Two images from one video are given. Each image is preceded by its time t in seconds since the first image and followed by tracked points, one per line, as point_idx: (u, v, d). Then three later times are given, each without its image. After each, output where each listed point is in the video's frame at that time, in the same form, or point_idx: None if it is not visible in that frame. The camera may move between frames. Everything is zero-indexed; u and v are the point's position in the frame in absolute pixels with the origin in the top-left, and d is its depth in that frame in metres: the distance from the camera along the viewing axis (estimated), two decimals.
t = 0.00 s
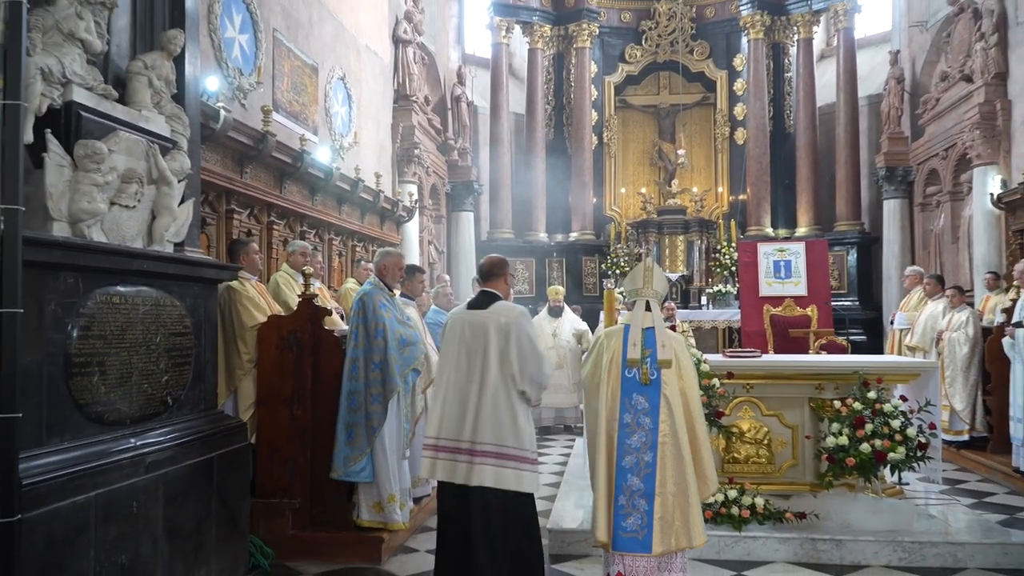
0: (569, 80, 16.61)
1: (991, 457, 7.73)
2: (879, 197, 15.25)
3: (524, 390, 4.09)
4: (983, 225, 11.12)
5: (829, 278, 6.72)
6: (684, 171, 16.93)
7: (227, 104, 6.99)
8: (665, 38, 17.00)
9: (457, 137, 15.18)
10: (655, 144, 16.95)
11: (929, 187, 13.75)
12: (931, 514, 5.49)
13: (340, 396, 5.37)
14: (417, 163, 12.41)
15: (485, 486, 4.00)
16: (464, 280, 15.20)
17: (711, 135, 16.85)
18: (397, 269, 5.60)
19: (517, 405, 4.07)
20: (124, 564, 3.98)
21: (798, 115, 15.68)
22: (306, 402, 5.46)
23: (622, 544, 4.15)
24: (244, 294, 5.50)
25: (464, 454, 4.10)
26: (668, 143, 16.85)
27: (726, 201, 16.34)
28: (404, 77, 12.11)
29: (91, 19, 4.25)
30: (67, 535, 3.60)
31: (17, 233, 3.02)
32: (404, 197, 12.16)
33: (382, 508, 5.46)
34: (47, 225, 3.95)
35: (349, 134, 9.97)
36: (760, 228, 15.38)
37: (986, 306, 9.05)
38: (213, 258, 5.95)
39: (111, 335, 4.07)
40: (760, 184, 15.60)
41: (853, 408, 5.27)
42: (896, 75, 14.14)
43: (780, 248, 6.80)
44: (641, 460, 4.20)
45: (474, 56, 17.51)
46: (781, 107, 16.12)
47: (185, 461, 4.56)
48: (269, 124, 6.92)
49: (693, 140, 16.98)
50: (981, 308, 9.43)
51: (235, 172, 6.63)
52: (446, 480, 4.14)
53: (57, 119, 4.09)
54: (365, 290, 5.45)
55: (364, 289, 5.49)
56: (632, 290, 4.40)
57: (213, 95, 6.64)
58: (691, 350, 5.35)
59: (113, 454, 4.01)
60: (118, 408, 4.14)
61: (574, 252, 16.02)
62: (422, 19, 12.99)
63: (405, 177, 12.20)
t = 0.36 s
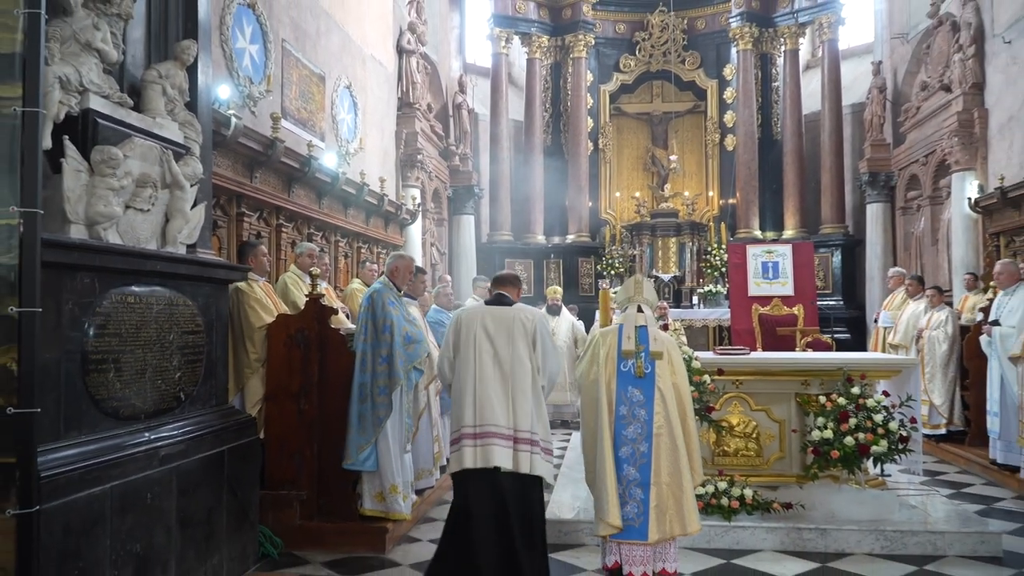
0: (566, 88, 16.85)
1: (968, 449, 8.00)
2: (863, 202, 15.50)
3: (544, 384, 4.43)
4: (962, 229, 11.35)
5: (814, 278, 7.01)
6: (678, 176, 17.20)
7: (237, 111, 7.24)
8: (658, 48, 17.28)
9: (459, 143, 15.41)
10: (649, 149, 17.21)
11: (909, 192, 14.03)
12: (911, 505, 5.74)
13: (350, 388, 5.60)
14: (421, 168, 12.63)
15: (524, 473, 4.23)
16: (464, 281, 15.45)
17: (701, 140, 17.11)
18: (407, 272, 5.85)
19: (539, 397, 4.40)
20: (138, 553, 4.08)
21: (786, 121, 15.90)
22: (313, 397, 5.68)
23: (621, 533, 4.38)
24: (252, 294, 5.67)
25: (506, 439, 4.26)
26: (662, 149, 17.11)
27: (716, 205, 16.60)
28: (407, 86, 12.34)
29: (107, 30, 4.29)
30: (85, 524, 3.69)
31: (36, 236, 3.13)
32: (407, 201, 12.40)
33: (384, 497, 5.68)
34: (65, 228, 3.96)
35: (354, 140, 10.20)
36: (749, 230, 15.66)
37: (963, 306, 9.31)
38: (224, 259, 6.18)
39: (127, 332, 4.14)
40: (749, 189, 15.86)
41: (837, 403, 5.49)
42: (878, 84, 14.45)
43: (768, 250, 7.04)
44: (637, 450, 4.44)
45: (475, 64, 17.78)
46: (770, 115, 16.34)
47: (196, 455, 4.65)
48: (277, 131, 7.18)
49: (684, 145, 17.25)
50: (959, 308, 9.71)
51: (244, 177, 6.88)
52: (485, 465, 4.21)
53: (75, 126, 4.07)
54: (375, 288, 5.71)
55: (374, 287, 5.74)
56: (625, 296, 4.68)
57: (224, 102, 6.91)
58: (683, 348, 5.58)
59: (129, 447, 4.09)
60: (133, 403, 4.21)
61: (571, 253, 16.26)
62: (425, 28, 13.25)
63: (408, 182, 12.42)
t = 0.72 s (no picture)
0: (563, 89, 16.87)
1: (962, 448, 8.05)
2: (859, 203, 15.56)
3: (540, 385, 4.45)
4: (956, 228, 11.40)
5: (809, 280, 7.10)
6: (674, 177, 17.24)
7: (236, 112, 7.27)
8: (654, 50, 17.34)
9: (455, 144, 15.42)
10: (645, 151, 17.25)
11: (904, 193, 14.08)
12: (905, 503, 5.78)
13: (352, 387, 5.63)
14: (417, 169, 12.64)
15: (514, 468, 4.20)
16: (462, 281, 15.48)
17: (698, 141, 17.15)
18: (410, 274, 5.88)
19: (534, 398, 4.40)
20: (136, 552, 4.09)
21: (781, 122, 15.93)
22: (310, 397, 5.70)
23: (617, 530, 4.41)
24: (249, 295, 5.69)
25: (499, 438, 4.26)
26: (658, 150, 17.14)
27: (712, 205, 16.66)
28: (405, 86, 12.38)
29: (105, 31, 4.32)
30: (82, 522, 3.70)
31: (33, 236, 3.15)
32: (405, 201, 12.42)
33: (382, 496, 5.74)
34: (64, 228, 3.98)
35: (352, 140, 10.22)
36: (743, 231, 15.72)
37: (957, 306, 9.37)
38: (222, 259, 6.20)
39: (125, 333, 4.16)
40: (745, 189, 15.94)
41: (832, 403, 5.53)
42: (873, 86, 14.50)
43: (763, 250, 7.13)
44: (632, 449, 4.47)
45: (472, 65, 17.81)
46: (765, 117, 16.36)
47: (194, 455, 4.67)
48: (276, 132, 7.22)
49: (681, 146, 17.30)
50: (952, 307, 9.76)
51: (243, 178, 6.90)
52: (475, 464, 4.24)
53: (73, 127, 4.08)
54: (378, 288, 5.75)
55: (377, 287, 5.79)
56: (621, 299, 4.72)
57: (223, 103, 6.94)
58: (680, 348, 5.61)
59: (127, 447, 4.10)
60: (131, 403, 4.23)
61: (568, 254, 16.30)
62: (422, 30, 13.29)
63: (406, 183, 12.44)
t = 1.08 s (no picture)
0: (560, 88, 16.87)
1: (957, 448, 8.07)
2: (854, 202, 15.59)
3: (528, 384, 4.39)
4: (951, 228, 11.42)
5: (806, 279, 7.06)
6: (670, 177, 17.26)
7: (232, 112, 7.26)
8: (650, 49, 17.34)
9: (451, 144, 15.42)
10: (641, 150, 17.27)
11: (899, 193, 14.12)
12: (900, 503, 5.79)
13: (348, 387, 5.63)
14: (414, 168, 12.64)
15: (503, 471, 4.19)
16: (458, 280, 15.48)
17: (694, 141, 17.16)
18: (404, 273, 5.87)
19: (522, 397, 4.37)
20: (132, 552, 4.09)
21: (776, 122, 15.96)
22: (307, 397, 5.69)
23: (610, 532, 4.40)
24: (245, 295, 5.69)
25: (485, 441, 4.26)
26: (654, 150, 17.17)
27: (708, 205, 16.69)
28: (401, 86, 12.38)
29: (101, 30, 4.30)
30: (77, 522, 3.69)
31: (29, 235, 3.14)
32: (401, 200, 12.42)
33: (379, 496, 5.75)
34: (59, 228, 3.96)
35: (348, 140, 10.22)
36: (739, 230, 15.75)
37: (952, 306, 9.38)
38: (217, 259, 6.19)
39: (121, 333, 4.15)
40: (741, 189, 15.97)
41: (828, 402, 5.54)
42: (868, 86, 14.54)
43: (759, 250, 7.15)
44: (627, 450, 4.47)
45: (468, 65, 17.82)
46: (760, 116, 16.38)
47: (190, 454, 4.67)
48: (272, 131, 7.21)
49: (677, 145, 17.31)
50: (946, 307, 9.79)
51: (238, 177, 6.89)
52: (463, 467, 4.26)
53: (69, 126, 4.07)
54: (373, 287, 5.74)
55: (371, 287, 5.78)
56: (618, 293, 4.72)
57: (218, 102, 6.92)
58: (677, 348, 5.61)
59: (122, 447, 4.09)
60: (126, 403, 4.22)
61: (564, 253, 16.30)
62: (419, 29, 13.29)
63: (402, 183, 12.44)
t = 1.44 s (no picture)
0: (557, 87, 16.87)
1: (954, 448, 8.06)
2: (851, 202, 15.58)
3: (520, 387, 4.39)
4: (949, 228, 11.41)
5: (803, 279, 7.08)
6: (667, 177, 17.26)
7: (229, 112, 7.28)
8: (647, 49, 17.32)
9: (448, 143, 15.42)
10: (638, 150, 17.26)
11: (897, 192, 14.10)
12: (897, 503, 5.79)
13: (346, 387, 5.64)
14: (410, 168, 12.66)
15: (499, 479, 4.21)
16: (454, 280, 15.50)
17: (692, 141, 17.15)
18: (397, 273, 5.93)
19: (514, 400, 4.38)
20: (129, 551, 4.10)
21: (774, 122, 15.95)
22: (304, 396, 5.69)
23: (608, 534, 4.39)
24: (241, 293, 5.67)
25: (476, 450, 4.26)
26: (651, 150, 17.17)
27: (706, 205, 16.69)
28: (398, 86, 12.38)
29: (98, 30, 4.30)
30: (74, 522, 3.70)
31: (27, 234, 3.14)
32: (398, 199, 12.43)
33: (376, 495, 5.76)
34: (57, 227, 3.96)
35: (345, 139, 10.23)
36: (736, 230, 15.73)
37: (949, 306, 9.37)
38: (214, 258, 6.19)
39: (118, 332, 4.15)
40: (738, 189, 15.96)
41: (825, 402, 5.54)
42: (866, 86, 14.52)
43: (756, 250, 7.17)
44: (625, 453, 4.46)
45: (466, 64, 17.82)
46: (758, 116, 16.37)
47: (187, 454, 4.67)
48: (270, 131, 7.22)
49: (675, 145, 17.30)
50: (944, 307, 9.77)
51: (236, 176, 6.90)
52: (455, 478, 4.27)
53: (67, 126, 4.06)
54: (366, 287, 5.79)
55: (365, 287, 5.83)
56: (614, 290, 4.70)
57: (215, 102, 6.93)
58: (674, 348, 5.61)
59: (119, 446, 4.09)
60: (124, 402, 4.22)
61: (562, 253, 16.29)
62: (416, 29, 13.29)
63: (399, 182, 12.45)
